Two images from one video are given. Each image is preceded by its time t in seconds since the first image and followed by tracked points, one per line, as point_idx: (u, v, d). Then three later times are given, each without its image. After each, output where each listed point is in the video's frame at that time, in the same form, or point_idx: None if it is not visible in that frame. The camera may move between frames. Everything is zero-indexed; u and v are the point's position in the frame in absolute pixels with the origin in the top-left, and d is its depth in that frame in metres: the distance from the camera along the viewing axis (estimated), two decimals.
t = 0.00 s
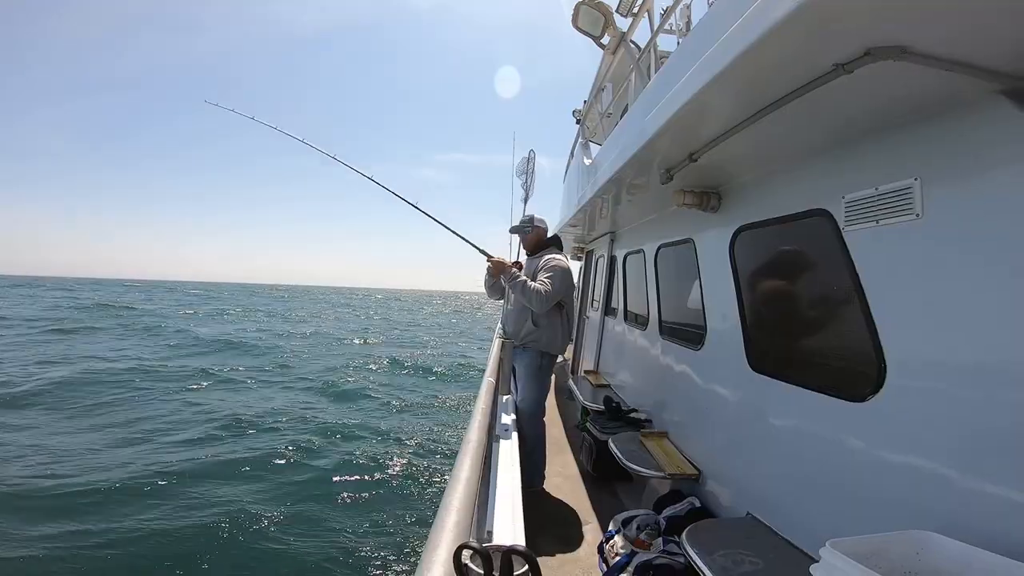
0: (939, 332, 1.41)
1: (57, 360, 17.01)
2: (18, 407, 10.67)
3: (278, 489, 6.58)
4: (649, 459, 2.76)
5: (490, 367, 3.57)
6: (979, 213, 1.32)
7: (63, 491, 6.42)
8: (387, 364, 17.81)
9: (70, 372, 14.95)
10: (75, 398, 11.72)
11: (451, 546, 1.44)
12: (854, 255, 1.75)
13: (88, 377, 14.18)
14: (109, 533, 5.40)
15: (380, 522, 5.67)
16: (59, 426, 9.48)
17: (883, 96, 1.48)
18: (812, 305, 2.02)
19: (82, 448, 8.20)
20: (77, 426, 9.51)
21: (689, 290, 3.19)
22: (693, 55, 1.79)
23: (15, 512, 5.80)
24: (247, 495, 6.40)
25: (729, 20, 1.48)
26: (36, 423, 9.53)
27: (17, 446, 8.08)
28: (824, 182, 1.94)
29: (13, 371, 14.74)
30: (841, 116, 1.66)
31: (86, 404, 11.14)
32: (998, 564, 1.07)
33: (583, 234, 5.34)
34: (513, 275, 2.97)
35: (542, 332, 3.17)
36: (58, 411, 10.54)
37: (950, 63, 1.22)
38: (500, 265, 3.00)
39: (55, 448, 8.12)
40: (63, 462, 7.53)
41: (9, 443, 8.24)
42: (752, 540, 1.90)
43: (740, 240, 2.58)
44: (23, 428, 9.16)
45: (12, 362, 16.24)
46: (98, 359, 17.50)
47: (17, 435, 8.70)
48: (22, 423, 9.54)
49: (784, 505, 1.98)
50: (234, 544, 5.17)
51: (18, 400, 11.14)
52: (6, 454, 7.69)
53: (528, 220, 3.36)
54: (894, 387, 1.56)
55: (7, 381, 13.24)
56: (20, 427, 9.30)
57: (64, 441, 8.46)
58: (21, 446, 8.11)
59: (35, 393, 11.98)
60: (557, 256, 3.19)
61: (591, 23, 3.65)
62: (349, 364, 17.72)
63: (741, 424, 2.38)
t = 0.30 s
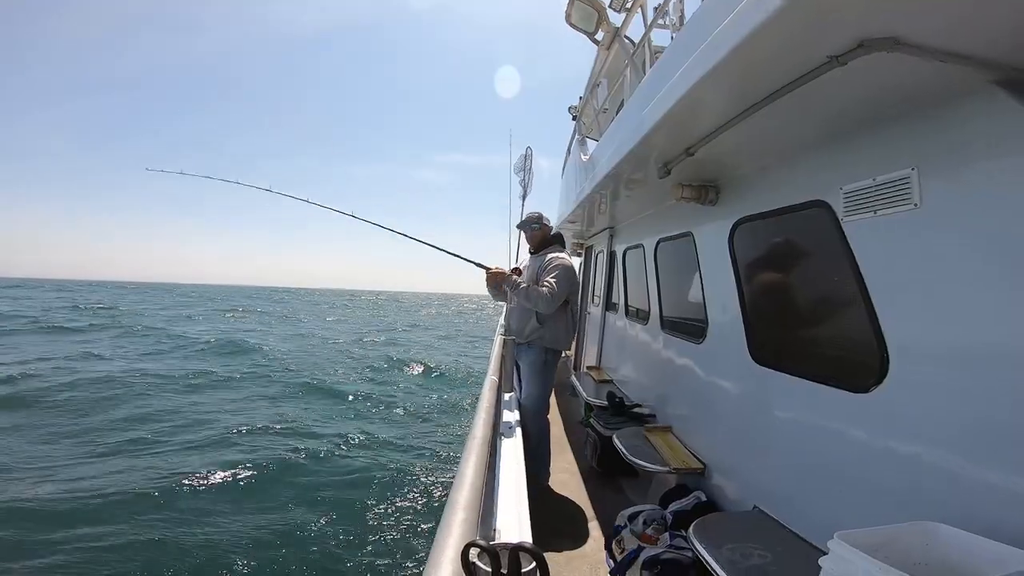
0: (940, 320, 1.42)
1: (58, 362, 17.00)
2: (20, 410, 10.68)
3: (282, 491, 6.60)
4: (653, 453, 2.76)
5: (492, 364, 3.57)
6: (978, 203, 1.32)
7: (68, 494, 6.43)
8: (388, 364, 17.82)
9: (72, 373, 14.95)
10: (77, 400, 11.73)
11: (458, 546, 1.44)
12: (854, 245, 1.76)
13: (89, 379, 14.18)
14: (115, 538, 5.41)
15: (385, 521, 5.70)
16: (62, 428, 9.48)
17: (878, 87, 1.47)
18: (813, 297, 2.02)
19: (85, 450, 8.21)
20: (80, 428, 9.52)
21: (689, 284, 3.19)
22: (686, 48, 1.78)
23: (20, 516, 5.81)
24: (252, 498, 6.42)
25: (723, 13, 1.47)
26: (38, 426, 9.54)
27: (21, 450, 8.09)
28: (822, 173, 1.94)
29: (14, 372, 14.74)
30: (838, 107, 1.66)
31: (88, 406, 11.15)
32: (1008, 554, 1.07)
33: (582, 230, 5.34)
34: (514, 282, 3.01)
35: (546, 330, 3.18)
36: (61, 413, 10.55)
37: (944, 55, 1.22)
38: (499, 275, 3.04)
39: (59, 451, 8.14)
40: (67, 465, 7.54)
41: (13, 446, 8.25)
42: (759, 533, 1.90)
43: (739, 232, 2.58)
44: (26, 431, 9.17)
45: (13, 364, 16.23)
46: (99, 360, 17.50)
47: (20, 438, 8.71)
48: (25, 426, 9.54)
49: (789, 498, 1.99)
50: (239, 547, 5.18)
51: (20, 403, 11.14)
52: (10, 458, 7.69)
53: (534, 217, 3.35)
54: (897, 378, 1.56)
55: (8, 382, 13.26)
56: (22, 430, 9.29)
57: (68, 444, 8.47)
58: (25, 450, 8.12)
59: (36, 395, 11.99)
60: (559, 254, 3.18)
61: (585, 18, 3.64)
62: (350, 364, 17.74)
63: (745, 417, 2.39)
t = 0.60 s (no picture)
0: (939, 309, 1.42)
1: (57, 360, 16.96)
2: (22, 407, 10.66)
3: (287, 490, 6.61)
4: (659, 447, 2.77)
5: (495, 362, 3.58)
6: (975, 192, 1.32)
7: (72, 493, 6.42)
8: (390, 364, 17.82)
9: (72, 372, 14.93)
10: (79, 398, 11.71)
11: (468, 543, 1.44)
12: (852, 234, 1.76)
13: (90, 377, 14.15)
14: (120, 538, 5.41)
15: (390, 520, 5.71)
16: (64, 425, 9.46)
17: (870, 76, 1.47)
18: (812, 287, 2.03)
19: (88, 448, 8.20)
20: (82, 425, 9.50)
21: (689, 278, 3.20)
22: (677, 42, 1.77)
23: (25, 513, 5.81)
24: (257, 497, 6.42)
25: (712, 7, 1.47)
26: (40, 424, 9.51)
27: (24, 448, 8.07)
28: (819, 164, 1.94)
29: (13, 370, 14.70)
30: (831, 98, 1.66)
31: (90, 404, 11.13)
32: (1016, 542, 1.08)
33: (581, 226, 5.34)
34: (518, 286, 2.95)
35: (551, 328, 3.18)
36: (63, 410, 10.53)
37: (936, 45, 1.22)
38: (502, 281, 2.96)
39: (62, 448, 8.12)
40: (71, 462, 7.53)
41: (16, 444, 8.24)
42: (768, 526, 1.91)
43: (737, 224, 2.59)
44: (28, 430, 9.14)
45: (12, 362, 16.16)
46: (98, 358, 17.47)
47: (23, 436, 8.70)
48: (25, 424, 9.49)
49: (796, 489, 2.00)
50: (244, 548, 5.19)
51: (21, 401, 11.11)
52: (14, 456, 7.68)
53: (538, 215, 3.34)
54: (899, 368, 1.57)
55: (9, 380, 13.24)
56: (24, 428, 9.25)
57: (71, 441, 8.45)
58: (28, 448, 8.11)
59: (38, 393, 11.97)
60: (564, 252, 3.18)
61: (577, 14, 3.63)
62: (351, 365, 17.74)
63: (749, 408, 2.39)
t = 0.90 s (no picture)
0: (939, 301, 1.43)
1: (56, 354, 16.88)
2: (22, 399, 10.61)
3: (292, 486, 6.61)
4: (662, 442, 2.78)
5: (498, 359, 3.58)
6: (971, 183, 1.32)
7: (76, 486, 6.40)
8: (390, 364, 17.81)
9: (71, 367, 14.87)
10: (79, 392, 11.66)
11: (476, 541, 1.45)
12: (851, 226, 1.76)
13: (89, 372, 14.09)
14: (125, 526, 5.40)
15: (395, 518, 5.70)
16: (64, 418, 9.41)
17: (865, 68, 1.47)
18: (812, 279, 2.03)
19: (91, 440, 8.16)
20: (82, 418, 9.45)
21: (689, 273, 3.20)
22: (670, 38, 1.77)
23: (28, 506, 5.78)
24: (262, 490, 6.41)
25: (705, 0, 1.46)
26: (41, 416, 9.47)
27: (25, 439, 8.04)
28: (816, 157, 1.94)
29: (12, 364, 14.63)
30: (826, 90, 1.66)
31: (90, 398, 11.08)
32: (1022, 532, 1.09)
33: (580, 222, 5.34)
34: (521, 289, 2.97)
35: (552, 324, 3.19)
36: (63, 404, 10.49)
37: (929, 38, 1.22)
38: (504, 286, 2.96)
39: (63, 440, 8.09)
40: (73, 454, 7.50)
41: (18, 436, 8.20)
42: (774, 520, 1.92)
43: (735, 217, 2.59)
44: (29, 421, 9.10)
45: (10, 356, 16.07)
46: (97, 354, 17.39)
47: (24, 427, 8.66)
48: (24, 415, 9.44)
49: (802, 482, 2.00)
50: (249, 544, 5.18)
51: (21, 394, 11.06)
52: (15, 447, 7.65)
53: (532, 214, 3.36)
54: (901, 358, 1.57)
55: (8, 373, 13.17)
56: (22, 418, 9.18)
57: (72, 434, 8.42)
58: (29, 439, 8.07)
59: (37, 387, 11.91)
60: (564, 249, 3.18)
61: (570, 10, 3.62)
62: (352, 364, 17.74)
63: (752, 401, 2.40)
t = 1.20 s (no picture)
0: (939, 302, 1.43)
1: (55, 351, 16.84)
2: (21, 396, 10.58)
3: (294, 486, 6.61)
4: (663, 443, 2.77)
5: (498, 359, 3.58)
6: (970, 181, 1.32)
7: (75, 482, 6.38)
8: (391, 365, 17.81)
9: (71, 364, 14.85)
10: (79, 388, 11.64)
11: (477, 542, 1.44)
12: (851, 225, 1.76)
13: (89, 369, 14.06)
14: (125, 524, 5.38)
15: (395, 517, 5.69)
16: (64, 414, 9.38)
17: (864, 67, 1.47)
18: (812, 278, 2.03)
19: (90, 436, 8.14)
20: (82, 414, 9.43)
21: (689, 273, 3.20)
22: (669, 37, 1.77)
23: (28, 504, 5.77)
24: (262, 490, 6.41)
25: None
26: (41, 412, 9.44)
27: (25, 435, 8.02)
28: (816, 156, 1.94)
29: (11, 360, 14.60)
30: (826, 88, 1.65)
31: (90, 394, 11.05)
32: None
33: (579, 222, 5.34)
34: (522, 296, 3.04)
35: (552, 325, 3.19)
36: (63, 400, 10.48)
37: (928, 36, 1.22)
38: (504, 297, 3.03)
39: (63, 436, 8.07)
40: (73, 451, 7.48)
41: (17, 431, 8.18)
42: (776, 519, 1.91)
43: (735, 217, 2.59)
44: (28, 417, 9.07)
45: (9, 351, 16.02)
46: (97, 351, 17.36)
47: (23, 423, 8.63)
48: (24, 411, 9.41)
49: (803, 482, 2.00)
50: (250, 542, 5.17)
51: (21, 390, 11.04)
52: (15, 443, 7.63)
53: (528, 218, 3.38)
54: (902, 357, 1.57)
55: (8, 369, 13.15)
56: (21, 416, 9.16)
57: (72, 429, 8.40)
58: (28, 435, 8.04)
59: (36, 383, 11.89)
60: (564, 249, 3.18)
61: (569, 10, 3.62)
62: (353, 364, 17.74)
63: (753, 401, 2.40)
